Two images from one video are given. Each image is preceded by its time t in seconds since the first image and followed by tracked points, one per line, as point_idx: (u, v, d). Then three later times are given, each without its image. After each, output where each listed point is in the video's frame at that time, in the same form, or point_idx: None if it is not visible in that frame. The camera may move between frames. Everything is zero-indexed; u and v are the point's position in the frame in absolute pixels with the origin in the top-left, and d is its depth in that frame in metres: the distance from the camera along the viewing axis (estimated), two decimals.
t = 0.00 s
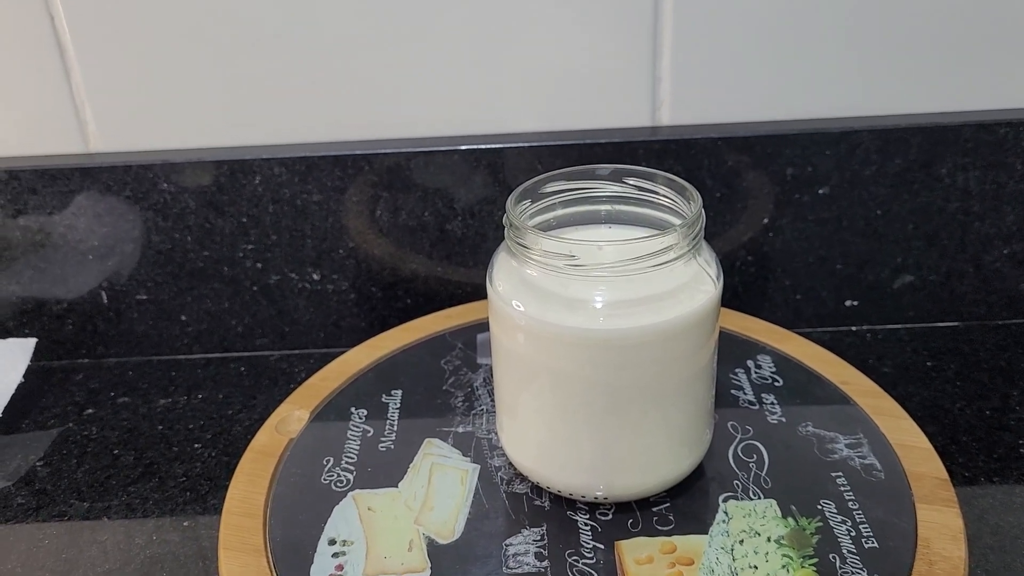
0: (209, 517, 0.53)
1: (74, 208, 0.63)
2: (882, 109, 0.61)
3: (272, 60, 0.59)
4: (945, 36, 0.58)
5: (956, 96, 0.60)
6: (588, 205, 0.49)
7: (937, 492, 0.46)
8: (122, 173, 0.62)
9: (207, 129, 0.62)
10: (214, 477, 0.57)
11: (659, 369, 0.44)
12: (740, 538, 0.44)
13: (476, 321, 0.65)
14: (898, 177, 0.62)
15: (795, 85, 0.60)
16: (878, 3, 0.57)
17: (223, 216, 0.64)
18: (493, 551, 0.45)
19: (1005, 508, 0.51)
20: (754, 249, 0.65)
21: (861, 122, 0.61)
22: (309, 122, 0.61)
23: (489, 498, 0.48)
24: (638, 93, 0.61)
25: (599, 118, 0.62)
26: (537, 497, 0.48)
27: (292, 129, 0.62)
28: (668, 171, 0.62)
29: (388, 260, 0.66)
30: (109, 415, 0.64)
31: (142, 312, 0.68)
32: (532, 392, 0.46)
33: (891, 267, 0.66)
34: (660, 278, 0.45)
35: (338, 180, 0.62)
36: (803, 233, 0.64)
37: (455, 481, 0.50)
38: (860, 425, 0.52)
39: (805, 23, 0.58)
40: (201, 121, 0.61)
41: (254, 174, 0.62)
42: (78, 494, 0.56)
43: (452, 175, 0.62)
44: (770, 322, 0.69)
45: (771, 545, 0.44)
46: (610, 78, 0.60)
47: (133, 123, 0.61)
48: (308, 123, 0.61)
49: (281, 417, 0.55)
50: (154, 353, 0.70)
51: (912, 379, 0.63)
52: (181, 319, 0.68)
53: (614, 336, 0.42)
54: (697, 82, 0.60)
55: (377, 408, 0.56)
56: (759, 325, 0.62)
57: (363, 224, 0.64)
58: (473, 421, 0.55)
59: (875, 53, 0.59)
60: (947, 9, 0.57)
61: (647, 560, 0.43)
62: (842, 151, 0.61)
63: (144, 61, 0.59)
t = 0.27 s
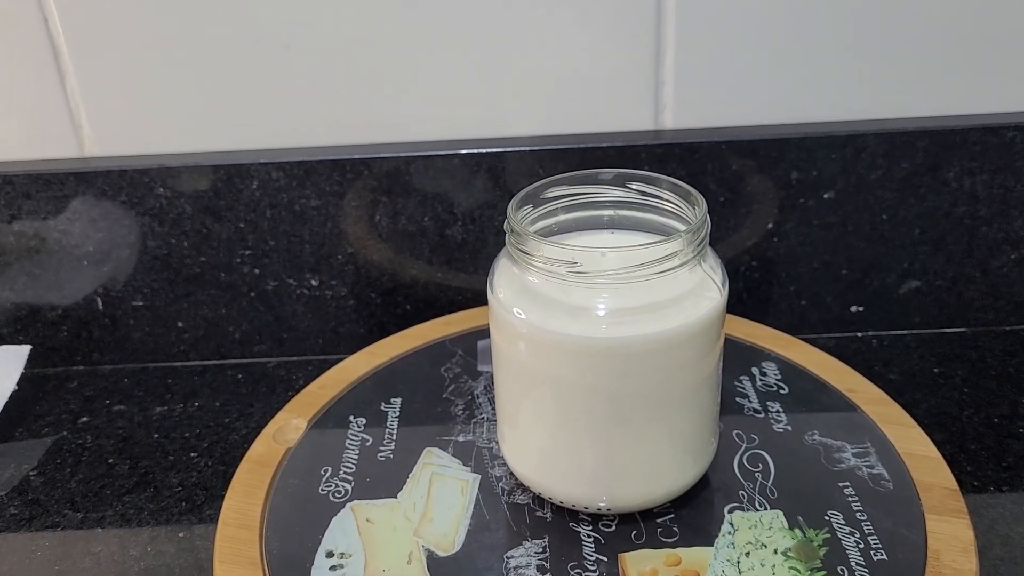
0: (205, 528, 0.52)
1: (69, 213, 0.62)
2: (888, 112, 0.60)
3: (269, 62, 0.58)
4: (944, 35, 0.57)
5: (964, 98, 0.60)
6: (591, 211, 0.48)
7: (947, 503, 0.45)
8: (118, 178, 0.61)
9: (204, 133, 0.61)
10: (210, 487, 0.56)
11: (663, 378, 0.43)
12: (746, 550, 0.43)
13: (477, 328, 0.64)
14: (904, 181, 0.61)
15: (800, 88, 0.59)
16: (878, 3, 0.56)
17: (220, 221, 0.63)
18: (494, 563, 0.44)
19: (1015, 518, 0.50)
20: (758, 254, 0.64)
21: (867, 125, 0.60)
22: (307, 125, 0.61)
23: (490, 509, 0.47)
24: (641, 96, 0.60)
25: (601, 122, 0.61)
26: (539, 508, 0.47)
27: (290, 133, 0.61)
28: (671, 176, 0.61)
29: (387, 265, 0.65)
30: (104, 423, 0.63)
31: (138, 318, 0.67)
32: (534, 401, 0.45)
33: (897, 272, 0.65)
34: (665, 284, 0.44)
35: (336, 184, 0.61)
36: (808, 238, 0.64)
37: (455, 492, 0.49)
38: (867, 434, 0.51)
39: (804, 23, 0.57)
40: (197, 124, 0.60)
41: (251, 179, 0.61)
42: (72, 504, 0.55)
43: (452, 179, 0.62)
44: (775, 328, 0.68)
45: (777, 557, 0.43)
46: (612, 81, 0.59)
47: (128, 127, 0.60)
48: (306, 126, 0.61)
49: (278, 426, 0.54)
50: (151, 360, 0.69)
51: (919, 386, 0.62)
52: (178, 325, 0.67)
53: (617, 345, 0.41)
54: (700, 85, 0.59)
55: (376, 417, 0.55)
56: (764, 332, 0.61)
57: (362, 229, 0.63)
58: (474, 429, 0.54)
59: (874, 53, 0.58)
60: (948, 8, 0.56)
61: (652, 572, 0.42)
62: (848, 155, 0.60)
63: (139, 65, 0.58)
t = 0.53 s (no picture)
0: (197, 544, 0.51)
1: (60, 220, 0.61)
2: (897, 116, 0.59)
3: (265, 62, 0.57)
4: (943, 35, 0.56)
5: (975, 102, 0.58)
6: (594, 219, 0.47)
7: (962, 521, 0.44)
8: (110, 184, 0.60)
9: (197, 137, 0.59)
10: (203, 501, 0.54)
11: (670, 393, 0.41)
12: (756, 570, 0.42)
13: (477, 337, 0.63)
14: (914, 187, 0.60)
15: (808, 92, 0.58)
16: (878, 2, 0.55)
17: (214, 228, 0.61)
18: None
19: None
20: (765, 262, 0.63)
21: (876, 130, 0.58)
22: (303, 130, 0.59)
23: (490, 527, 0.46)
24: (644, 100, 0.59)
25: (604, 127, 0.60)
26: (541, 525, 0.46)
27: (285, 138, 0.59)
28: (675, 182, 0.60)
29: (386, 273, 0.64)
30: (96, 435, 0.61)
31: (131, 327, 0.66)
32: (535, 416, 0.44)
33: (906, 279, 0.63)
34: (671, 296, 0.42)
35: (333, 191, 0.60)
36: (815, 245, 0.62)
37: (455, 508, 0.47)
38: (878, 448, 0.50)
39: (807, 24, 0.56)
40: (191, 129, 0.59)
41: (246, 186, 0.60)
42: (62, 519, 0.54)
43: (452, 185, 0.60)
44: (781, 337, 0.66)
45: None
46: (615, 85, 0.58)
47: (121, 133, 0.59)
48: (303, 131, 0.59)
49: (273, 439, 0.52)
50: (144, 370, 0.67)
51: (929, 397, 0.60)
52: (172, 335, 0.66)
53: (622, 359, 0.40)
54: (705, 89, 0.58)
55: (374, 429, 0.54)
56: (771, 342, 0.60)
57: (360, 236, 0.62)
58: (474, 443, 0.53)
59: (874, 53, 0.57)
60: (953, 7, 0.55)
61: None
62: (856, 161, 0.59)
63: (131, 69, 0.57)
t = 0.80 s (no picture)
0: (190, 571, 0.49)
1: (49, 233, 0.59)
2: (911, 127, 0.57)
3: (261, 66, 0.55)
4: (954, 42, 0.54)
5: (991, 113, 0.57)
6: (601, 236, 0.45)
7: (984, 551, 0.42)
8: (100, 197, 0.58)
9: (190, 147, 0.58)
10: (196, 525, 0.53)
11: (682, 419, 0.40)
12: None
13: (478, 354, 0.61)
14: (929, 200, 0.58)
15: (818, 101, 0.56)
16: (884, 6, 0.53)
17: (208, 241, 0.60)
18: None
19: None
20: (774, 276, 0.61)
21: (889, 141, 0.57)
22: (299, 140, 0.57)
23: (494, 557, 0.44)
24: (652, 110, 0.57)
25: (609, 137, 0.58)
26: (545, 555, 0.44)
27: (280, 148, 0.58)
28: (683, 195, 0.58)
29: (384, 287, 0.62)
30: (86, 455, 0.60)
31: (123, 342, 0.64)
32: (541, 443, 0.42)
33: (920, 293, 0.62)
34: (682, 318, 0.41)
35: (330, 203, 0.58)
36: (826, 259, 0.60)
37: (457, 536, 0.45)
38: (894, 473, 0.48)
39: (817, 31, 0.54)
40: (183, 139, 0.57)
41: (240, 198, 0.58)
42: (50, 543, 0.52)
43: (452, 197, 0.58)
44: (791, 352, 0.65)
45: None
46: (621, 95, 0.56)
47: (111, 142, 0.57)
48: (299, 141, 0.57)
49: (268, 462, 0.51)
50: (137, 386, 0.66)
51: (944, 416, 0.59)
52: (165, 350, 0.64)
53: (632, 386, 0.38)
54: (714, 98, 0.56)
55: (372, 451, 0.52)
56: (782, 359, 0.58)
57: (358, 249, 0.60)
58: (476, 466, 0.51)
59: (874, 54, 0.55)
60: (963, 12, 0.53)
61: None
62: (869, 172, 0.57)
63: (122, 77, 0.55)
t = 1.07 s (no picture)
0: None
1: (36, 248, 0.57)
2: (926, 139, 0.55)
3: (255, 72, 0.53)
4: (971, 51, 0.52)
5: (1009, 125, 0.55)
6: (608, 256, 0.43)
7: None
8: (88, 211, 0.56)
9: (182, 160, 0.56)
10: (187, 554, 0.51)
11: (694, 453, 0.38)
12: None
13: (479, 373, 0.59)
14: (944, 214, 0.56)
15: (830, 113, 0.55)
16: (898, 15, 0.51)
17: (200, 257, 0.58)
18: None
19: None
20: (784, 292, 0.60)
21: (903, 154, 0.55)
22: (293, 153, 0.56)
23: None
24: (658, 122, 0.55)
25: (614, 149, 0.56)
26: None
27: (275, 161, 0.56)
28: (690, 209, 0.56)
29: (382, 304, 0.60)
30: (74, 477, 0.58)
31: (112, 360, 0.62)
32: (546, 476, 0.40)
33: (934, 310, 0.60)
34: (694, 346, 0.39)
35: (326, 218, 0.56)
36: (838, 275, 0.59)
37: (457, 570, 0.44)
38: (912, 501, 0.46)
39: (829, 40, 0.52)
40: (175, 151, 0.55)
41: (233, 212, 0.56)
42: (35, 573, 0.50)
43: (452, 211, 0.57)
44: (801, 370, 0.63)
45: None
46: (626, 106, 0.54)
47: (100, 155, 0.55)
48: (294, 153, 0.56)
49: (261, 489, 0.49)
50: (127, 404, 0.64)
51: (960, 438, 0.57)
52: (156, 367, 0.62)
53: (643, 420, 0.36)
54: (722, 109, 0.54)
55: (369, 477, 0.50)
56: (793, 379, 0.56)
57: (355, 265, 0.58)
58: (477, 493, 0.49)
59: (886, 63, 0.53)
60: (980, 21, 0.51)
61: None
62: (883, 186, 0.55)
63: (111, 88, 0.53)
